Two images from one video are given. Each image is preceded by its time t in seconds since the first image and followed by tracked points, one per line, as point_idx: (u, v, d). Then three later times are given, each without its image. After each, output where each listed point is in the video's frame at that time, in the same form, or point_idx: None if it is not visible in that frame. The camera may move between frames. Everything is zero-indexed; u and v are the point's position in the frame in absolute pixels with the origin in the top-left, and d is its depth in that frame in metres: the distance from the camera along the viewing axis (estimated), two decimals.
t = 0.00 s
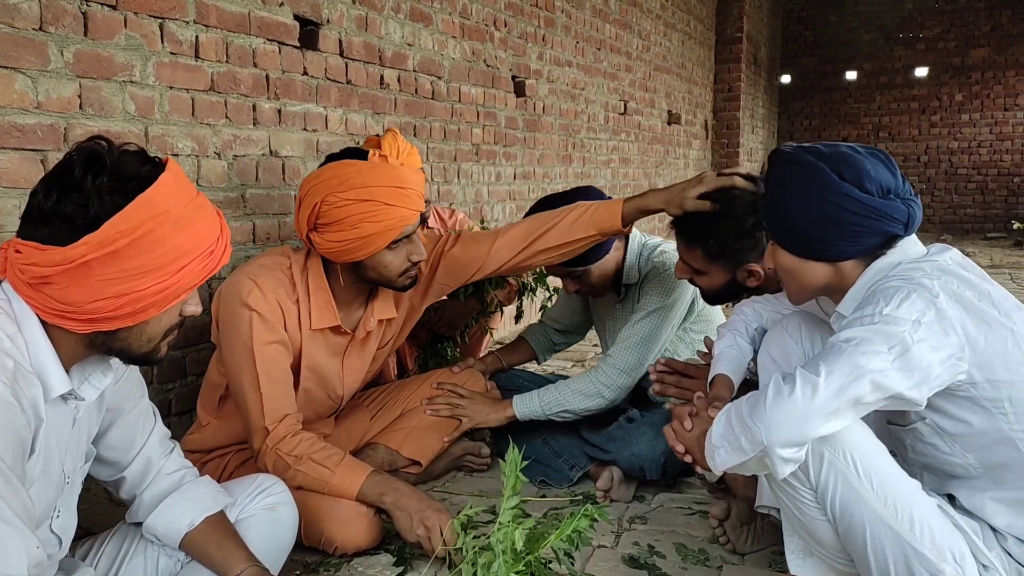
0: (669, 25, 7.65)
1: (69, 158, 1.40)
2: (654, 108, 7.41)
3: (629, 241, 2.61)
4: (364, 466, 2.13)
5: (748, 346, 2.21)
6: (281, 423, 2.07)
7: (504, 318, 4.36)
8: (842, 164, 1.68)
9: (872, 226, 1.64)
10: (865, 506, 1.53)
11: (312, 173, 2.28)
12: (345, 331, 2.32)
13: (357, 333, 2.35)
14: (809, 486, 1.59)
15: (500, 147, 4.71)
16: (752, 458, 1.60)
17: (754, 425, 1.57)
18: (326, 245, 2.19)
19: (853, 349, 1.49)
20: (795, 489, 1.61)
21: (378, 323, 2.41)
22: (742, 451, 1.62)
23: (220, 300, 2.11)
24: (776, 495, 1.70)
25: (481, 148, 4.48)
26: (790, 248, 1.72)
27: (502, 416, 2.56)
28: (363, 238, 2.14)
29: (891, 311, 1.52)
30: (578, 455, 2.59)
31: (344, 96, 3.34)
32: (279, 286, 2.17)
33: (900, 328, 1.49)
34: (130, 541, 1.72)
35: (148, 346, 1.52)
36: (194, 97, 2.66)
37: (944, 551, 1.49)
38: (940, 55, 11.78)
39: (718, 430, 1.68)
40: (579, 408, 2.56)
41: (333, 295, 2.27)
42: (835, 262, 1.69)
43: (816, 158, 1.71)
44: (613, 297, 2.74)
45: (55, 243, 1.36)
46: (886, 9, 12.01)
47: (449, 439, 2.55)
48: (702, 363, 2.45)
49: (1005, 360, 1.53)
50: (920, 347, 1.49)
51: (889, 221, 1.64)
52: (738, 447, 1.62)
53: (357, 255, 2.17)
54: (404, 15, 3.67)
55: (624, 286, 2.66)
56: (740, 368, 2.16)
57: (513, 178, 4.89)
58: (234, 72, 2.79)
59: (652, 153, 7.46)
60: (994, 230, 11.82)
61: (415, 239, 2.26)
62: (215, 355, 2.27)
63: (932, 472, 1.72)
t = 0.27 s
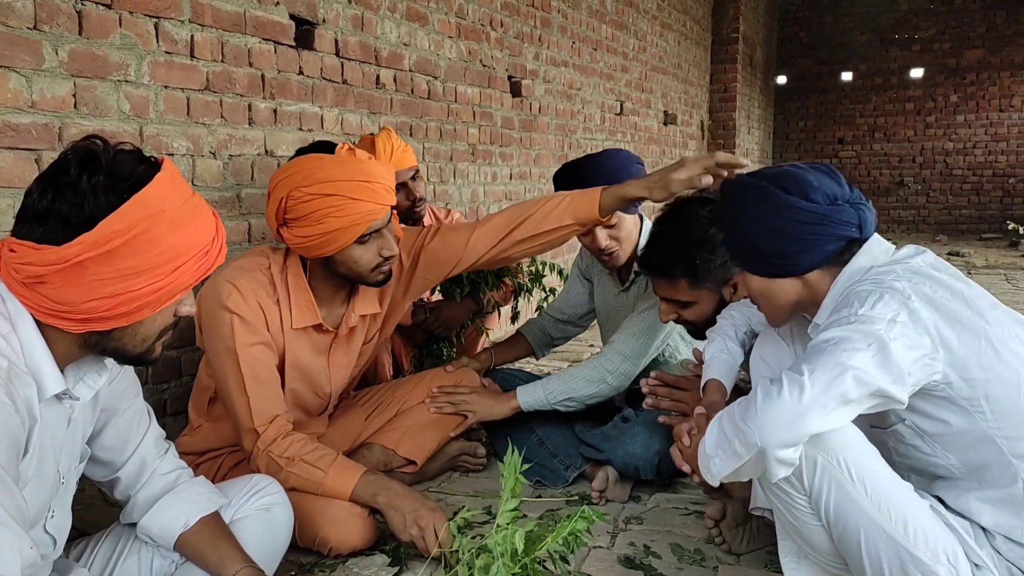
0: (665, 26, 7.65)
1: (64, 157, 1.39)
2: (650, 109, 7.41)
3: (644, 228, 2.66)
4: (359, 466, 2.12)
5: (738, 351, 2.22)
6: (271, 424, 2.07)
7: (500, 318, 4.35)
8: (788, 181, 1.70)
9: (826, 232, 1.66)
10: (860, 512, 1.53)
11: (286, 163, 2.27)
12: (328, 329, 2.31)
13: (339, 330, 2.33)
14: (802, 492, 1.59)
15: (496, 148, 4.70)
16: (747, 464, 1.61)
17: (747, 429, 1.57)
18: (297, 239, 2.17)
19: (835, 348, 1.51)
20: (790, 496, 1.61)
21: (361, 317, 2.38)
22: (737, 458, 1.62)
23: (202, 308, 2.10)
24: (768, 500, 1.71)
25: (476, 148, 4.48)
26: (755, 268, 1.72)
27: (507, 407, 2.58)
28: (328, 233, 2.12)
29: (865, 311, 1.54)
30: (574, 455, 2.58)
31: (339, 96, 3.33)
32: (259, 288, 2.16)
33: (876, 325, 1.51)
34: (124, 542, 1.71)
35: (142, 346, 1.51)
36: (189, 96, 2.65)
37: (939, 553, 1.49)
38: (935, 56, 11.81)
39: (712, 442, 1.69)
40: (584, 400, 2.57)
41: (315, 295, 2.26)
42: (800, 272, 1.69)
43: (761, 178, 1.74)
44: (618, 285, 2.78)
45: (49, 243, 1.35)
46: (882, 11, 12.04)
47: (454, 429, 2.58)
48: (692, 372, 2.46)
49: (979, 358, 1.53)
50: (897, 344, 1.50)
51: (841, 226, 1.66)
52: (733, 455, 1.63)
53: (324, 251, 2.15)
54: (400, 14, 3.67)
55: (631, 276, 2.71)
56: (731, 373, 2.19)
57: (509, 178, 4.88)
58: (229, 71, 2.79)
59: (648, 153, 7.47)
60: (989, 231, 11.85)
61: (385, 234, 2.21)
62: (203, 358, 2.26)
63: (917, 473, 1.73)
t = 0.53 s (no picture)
0: (661, 25, 7.65)
1: (58, 156, 1.39)
2: (646, 108, 7.42)
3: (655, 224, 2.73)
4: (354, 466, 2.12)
5: (724, 357, 2.21)
6: (264, 428, 2.07)
7: (496, 318, 4.35)
8: (735, 199, 1.76)
9: (778, 242, 1.71)
10: (839, 510, 1.53)
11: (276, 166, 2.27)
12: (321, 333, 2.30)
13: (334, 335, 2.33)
14: (782, 492, 1.60)
15: (492, 147, 4.70)
16: (732, 471, 1.61)
17: (728, 433, 1.58)
18: (284, 244, 2.17)
19: (806, 350, 1.50)
20: (770, 497, 1.62)
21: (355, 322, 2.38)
22: (722, 464, 1.62)
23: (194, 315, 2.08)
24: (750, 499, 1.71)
25: (473, 148, 4.48)
26: (716, 284, 1.75)
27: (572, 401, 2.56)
28: (310, 241, 2.11)
29: (828, 312, 1.56)
30: (570, 455, 2.59)
31: (335, 95, 3.33)
32: (254, 290, 2.16)
33: (841, 323, 1.53)
34: (119, 542, 1.71)
35: (137, 346, 1.50)
36: (184, 95, 2.65)
37: (920, 550, 1.49)
38: (931, 56, 11.83)
39: (695, 452, 1.69)
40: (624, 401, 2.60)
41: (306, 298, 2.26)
42: (760, 283, 1.73)
43: (707, 198, 1.80)
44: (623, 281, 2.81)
45: (44, 242, 1.35)
46: (878, 11, 12.06)
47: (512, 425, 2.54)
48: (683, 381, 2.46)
49: (937, 353, 1.54)
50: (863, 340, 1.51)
51: (791, 235, 1.72)
52: (718, 462, 1.63)
53: (307, 257, 2.14)
54: (396, 14, 3.66)
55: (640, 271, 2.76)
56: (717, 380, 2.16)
57: (505, 177, 4.88)
58: (225, 70, 2.78)
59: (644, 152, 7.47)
60: (985, 230, 11.87)
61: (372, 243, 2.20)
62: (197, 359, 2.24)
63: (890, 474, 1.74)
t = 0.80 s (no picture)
0: (660, 24, 7.65)
1: (57, 157, 1.39)
2: (646, 107, 7.41)
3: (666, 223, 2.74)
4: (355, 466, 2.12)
5: (721, 360, 2.20)
6: (263, 432, 2.07)
7: (496, 317, 4.36)
8: (711, 215, 1.74)
9: (758, 255, 1.67)
10: (835, 512, 1.53)
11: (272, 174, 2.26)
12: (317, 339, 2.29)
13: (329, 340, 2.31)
14: (778, 494, 1.59)
15: (492, 147, 4.70)
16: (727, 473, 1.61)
17: (725, 437, 1.57)
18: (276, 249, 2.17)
19: (796, 351, 1.50)
20: (766, 499, 1.62)
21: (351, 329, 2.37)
22: (717, 466, 1.62)
23: (190, 319, 2.07)
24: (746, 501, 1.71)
25: (472, 147, 4.47)
26: (703, 299, 1.74)
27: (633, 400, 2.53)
28: (305, 252, 2.10)
29: (814, 312, 1.56)
30: (570, 454, 2.58)
31: (335, 95, 3.33)
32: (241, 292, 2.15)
33: (828, 323, 1.53)
34: (119, 543, 1.71)
35: (137, 346, 1.50)
36: (183, 95, 2.64)
37: (918, 551, 1.49)
38: (931, 54, 11.82)
39: (690, 456, 1.69)
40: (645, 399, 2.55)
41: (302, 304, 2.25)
42: (745, 295, 1.71)
43: (686, 217, 1.78)
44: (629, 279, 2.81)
45: (43, 243, 1.34)
46: (877, 9, 12.05)
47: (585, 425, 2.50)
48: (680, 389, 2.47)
49: (920, 352, 1.54)
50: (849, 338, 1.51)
51: (772, 247, 1.68)
52: (713, 465, 1.63)
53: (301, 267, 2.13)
54: (395, 13, 3.66)
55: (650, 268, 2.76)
56: (716, 383, 2.16)
57: (505, 177, 4.88)
58: (224, 71, 2.78)
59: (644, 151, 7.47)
60: (984, 228, 11.87)
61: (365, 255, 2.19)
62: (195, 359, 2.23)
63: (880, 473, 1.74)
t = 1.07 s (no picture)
0: (660, 25, 7.66)
1: (60, 158, 1.39)
2: (645, 108, 7.42)
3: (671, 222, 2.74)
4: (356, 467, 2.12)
5: (723, 360, 2.21)
6: (264, 427, 2.07)
7: (496, 318, 4.36)
8: (713, 217, 1.73)
9: (760, 258, 1.68)
10: (837, 513, 1.53)
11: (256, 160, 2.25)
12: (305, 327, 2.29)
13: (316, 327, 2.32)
14: (780, 494, 1.60)
15: (492, 147, 4.70)
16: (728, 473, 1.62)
17: (727, 437, 1.57)
18: (264, 235, 2.16)
19: (802, 354, 1.50)
20: (768, 499, 1.62)
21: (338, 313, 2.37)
22: (718, 466, 1.63)
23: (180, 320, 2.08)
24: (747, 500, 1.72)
25: (472, 148, 4.48)
26: (704, 299, 1.75)
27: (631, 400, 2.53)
28: (294, 233, 2.10)
29: (822, 314, 1.56)
30: (571, 455, 2.58)
31: (334, 96, 3.33)
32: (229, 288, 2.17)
33: (836, 326, 1.53)
34: (120, 543, 1.71)
35: (139, 346, 1.51)
36: (183, 96, 2.64)
37: (919, 551, 1.49)
38: (930, 54, 11.83)
39: (693, 456, 1.69)
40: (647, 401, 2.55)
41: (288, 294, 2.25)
42: (747, 296, 1.72)
43: (687, 219, 1.77)
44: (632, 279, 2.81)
45: (46, 244, 1.35)
46: (876, 10, 12.06)
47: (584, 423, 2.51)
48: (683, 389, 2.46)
49: (926, 353, 1.54)
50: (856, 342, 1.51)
51: (775, 249, 1.69)
52: (714, 464, 1.63)
53: (291, 249, 2.13)
54: (395, 14, 3.66)
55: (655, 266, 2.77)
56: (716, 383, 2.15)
57: (504, 177, 4.88)
58: (224, 72, 2.78)
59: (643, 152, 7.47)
60: (984, 229, 11.89)
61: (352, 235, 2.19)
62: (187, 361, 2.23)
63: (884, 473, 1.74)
